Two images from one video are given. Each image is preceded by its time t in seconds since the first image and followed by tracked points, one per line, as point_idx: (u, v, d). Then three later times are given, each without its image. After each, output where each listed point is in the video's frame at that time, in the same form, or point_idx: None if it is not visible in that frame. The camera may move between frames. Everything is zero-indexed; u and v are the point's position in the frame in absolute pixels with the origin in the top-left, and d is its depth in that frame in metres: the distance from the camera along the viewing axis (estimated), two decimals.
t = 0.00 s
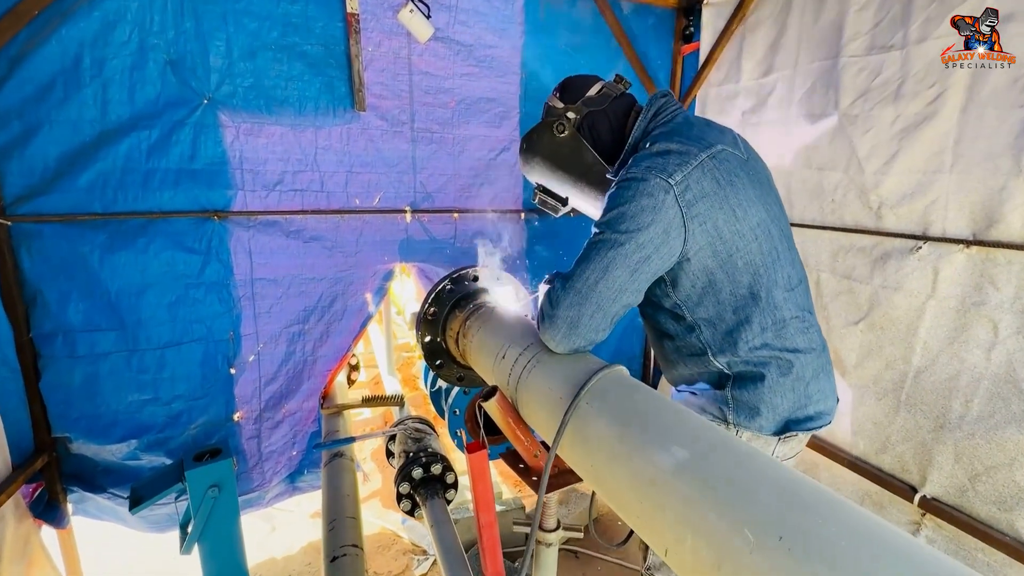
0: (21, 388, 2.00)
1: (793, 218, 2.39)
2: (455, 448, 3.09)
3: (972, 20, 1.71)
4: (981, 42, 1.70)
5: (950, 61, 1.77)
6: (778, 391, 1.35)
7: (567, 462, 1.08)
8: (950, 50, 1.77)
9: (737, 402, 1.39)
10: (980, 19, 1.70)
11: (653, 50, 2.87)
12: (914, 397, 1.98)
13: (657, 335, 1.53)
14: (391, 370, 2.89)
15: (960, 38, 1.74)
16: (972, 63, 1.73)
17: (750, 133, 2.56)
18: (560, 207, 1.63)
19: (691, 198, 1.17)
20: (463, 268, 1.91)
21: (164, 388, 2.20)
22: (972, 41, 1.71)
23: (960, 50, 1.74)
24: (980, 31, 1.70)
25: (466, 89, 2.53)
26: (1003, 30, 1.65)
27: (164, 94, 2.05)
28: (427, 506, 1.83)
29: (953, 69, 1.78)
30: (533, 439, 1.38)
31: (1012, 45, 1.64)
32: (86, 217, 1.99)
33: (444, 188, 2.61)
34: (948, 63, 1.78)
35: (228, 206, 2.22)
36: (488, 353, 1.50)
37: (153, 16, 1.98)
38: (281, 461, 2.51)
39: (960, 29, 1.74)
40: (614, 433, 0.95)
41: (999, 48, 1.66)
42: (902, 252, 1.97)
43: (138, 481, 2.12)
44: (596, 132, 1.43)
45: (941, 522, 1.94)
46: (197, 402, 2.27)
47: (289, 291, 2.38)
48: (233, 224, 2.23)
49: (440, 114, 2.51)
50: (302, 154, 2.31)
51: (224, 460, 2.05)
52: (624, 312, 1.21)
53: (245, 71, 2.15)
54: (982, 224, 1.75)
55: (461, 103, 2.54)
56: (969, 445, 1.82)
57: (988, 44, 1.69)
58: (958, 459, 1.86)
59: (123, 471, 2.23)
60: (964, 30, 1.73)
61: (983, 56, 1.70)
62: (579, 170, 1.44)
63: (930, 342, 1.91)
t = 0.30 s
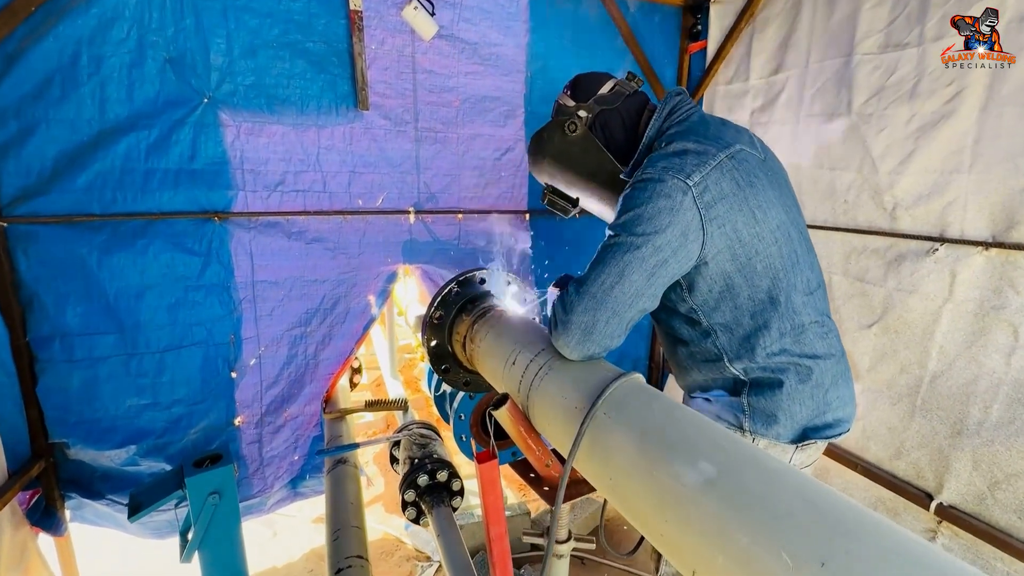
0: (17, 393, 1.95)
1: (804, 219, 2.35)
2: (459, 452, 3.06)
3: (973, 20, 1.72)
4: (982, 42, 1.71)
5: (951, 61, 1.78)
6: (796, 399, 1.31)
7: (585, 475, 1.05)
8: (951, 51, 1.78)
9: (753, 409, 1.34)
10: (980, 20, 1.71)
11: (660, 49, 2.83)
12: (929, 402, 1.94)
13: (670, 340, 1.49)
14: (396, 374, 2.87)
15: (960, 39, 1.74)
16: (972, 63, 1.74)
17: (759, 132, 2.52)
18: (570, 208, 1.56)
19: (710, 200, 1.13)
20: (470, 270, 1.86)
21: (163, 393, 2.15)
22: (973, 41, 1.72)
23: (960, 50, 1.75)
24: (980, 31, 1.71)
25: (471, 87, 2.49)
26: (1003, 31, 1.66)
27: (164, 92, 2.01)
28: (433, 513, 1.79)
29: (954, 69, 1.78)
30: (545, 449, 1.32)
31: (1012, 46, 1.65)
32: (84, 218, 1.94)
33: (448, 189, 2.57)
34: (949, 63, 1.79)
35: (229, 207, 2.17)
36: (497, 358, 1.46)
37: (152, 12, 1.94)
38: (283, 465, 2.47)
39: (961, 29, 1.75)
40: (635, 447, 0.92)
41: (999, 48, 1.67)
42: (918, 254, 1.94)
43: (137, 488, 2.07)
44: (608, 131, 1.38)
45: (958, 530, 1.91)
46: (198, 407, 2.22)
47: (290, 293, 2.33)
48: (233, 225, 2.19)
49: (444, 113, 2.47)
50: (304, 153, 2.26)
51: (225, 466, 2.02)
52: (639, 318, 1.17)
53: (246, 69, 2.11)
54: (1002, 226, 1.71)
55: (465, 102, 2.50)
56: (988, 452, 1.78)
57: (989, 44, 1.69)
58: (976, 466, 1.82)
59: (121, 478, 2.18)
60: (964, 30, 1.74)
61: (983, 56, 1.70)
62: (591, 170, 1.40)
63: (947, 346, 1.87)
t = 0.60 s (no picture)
0: (15, 393, 1.94)
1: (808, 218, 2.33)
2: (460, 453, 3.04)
3: (973, 20, 1.72)
4: (982, 42, 1.70)
5: (951, 62, 1.78)
6: (802, 400, 1.29)
7: (588, 480, 1.03)
8: (951, 51, 1.78)
9: (758, 411, 1.33)
10: (980, 19, 1.71)
11: (663, 47, 2.80)
12: (935, 404, 1.92)
13: (673, 341, 1.47)
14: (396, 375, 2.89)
15: (960, 39, 1.74)
16: (971, 63, 1.73)
17: (763, 131, 2.50)
18: (573, 207, 1.56)
19: (715, 199, 1.11)
20: (471, 269, 1.84)
21: (161, 393, 2.13)
22: (973, 41, 1.72)
23: (960, 50, 1.75)
24: (981, 31, 1.70)
25: (472, 86, 2.47)
26: (1003, 30, 1.66)
27: (163, 91, 1.99)
28: (434, 515, 1.77)
29: (953, 69, 1.78)
30: (547, 450, 1.31)
31: (1012, 45, 1.64)
32: (82, 217, 1.93)
33: (450, 188, 2.55)
34: (949, 63, 1.79)
35: (229, 206, 2.16)
36: (498, 359, 1.45)
37: (151, 10, 1.93)
38: (283, 467, 2.45)
39: (961, 29, 1.75)
40: (640, 451, 0.90)
41: (999, 48, 1.66)
42: (924, 255, 1.92)
43: (136, 489, 2.06)
44: (612, 128, 1.37)
45: (964, 534, 1.88)
46: (196, 408, 2.19)
47: (291, 293, 2.32)
48: (233, 224, 2.17)
49: (445, 112, 2.45)
50: (304, 152, 2.25)
51: (225, 467, 2.01)
52: (643, 318, 1.15)
53: (245, 67, 2.10)
54: (1010, 226, 1.69)
55: (467, 101, 2.48)
56: (994, 455, 1.76)
57: (989, 44, 1.69)
58: (983, 469, 1.80)
59: (120, 479, 2.16)
60: (964, 30, 1.73)
61: (983, 56, 1.70)
62: (595, 168, 1.38)
63: (953, 348, 1.85)
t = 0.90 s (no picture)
0: (14, 393, 1.94)
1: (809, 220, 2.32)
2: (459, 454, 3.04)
3: (973, 20, 1.71)
4: (982, 42, 1.70)
5: (951, 61, 1.77)
6: (801, 404, 1.28)
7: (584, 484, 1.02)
8: (951, 51, 1.77)
9: (757, 414, 1.32)
10: (980, 19, 1.70)
11: (664, 47, 2.79)
12: (937, 407, 1.90)
13: (672, 344, 1.46)
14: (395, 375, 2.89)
15: (960, 39, 1.74)
16: (971, 63, 1.73)
17: (764, 131, 2.49)
18: (569, 207, 1.55)
19: (714, 201, 1.10)
20: (470, 271, 1.83)
21: (158, 394, 2.12)
22: (973, 41, 1.72)
23: (960, 50, 1.74)
24: (981, 31, 1.70)
25: (472, 86, 2.46)
26: (1003, 30, 1.65)
27: (161, 91, 1.99)
28: (431, 517, 1.77)
29: (954, 69, 1.77)
30: (544, 454, 1.29)
31: (1012, 45, 1.63)
32: (81, 217, 1.93)
33: (449, 188, 2.54)
34: (949, 63, 1.78)
35: (227, 206, 2.15)
36: (495, 361, 1.44)
37: (149, 9, 1.92)
38: (281, 469, 2.43)
39: (961, 29, 1.74)
40: (636, 457, 0.89)
41: (999, 48, 1.66)
42: (926, 257, 1.90)
43: (134, 490, 2.06)
44: (610, 129, 1.36)
45: (965, 539, 1.87)
46: (194, 409, 2.18)
47: (290, 294, 2.31)
48: (232, 224, 2.17)
49: (445, 112, 2.44)
50: (303, 152, 2.24)
51: (223, 467, 2.01)
52: (641, 321, 1.14)
53: (244, 67, 2.09)
54: (1013, 228, 1.67)
55: (466, 101, 2.47)
56: (996, 459, 1.75)
57: (989, 44, 1.68)
58: (984, 473, 1.79)
59: (118, 479, 2.16)
60: (964, 30, 1.73)
61: (983, 56, 1.69)
62: (591, 169, 1.37)
63: (955, 351, 1.84)
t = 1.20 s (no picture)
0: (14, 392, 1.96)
1: (809, 222, 2.31)
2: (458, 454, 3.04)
3: (973, 20, 1.70)
4: (982, 42, 1.69)
5: (951, 61, 1.76)
6: (796, 409, 1.28)
7: (574, 489, 1.02)
8: (951, 50, 1.76)
9: (752, 418, 1.31)
10: (980, 20, 1.69)
11: (665, 47, 2.78)
12: (936, 411, 1.89)
13: (667, 347, 1.45)
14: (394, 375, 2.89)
15: (960, 39, 1.72)
16: (972, 63, 1.71)
17: (765, 133, 2.48)
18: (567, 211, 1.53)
19: (708, 205, 1.09)
20: (467, 273, 1.83)
21: (156, 395, 2.13)
22: (973, 41, 1.70)
23: (960, 50, 1.73)
24: (980, 31, 1.69)
25: (471, 86, 2.46)
26: (1003, 30, 1.64)
27: (160, 91, 1.99)
28: (426, 519, 1.77)
29: (954, 69, 1.76)
30: (538, 457, 1.29)
31: (1013, 45, 1.62)
32: (80, 218, 1.94)
33: (449, 189, 2.54)
34: (949, 63, 1.77)
35: (226, 207, 2.16)
36: (490, 364, 1.44)
37: (149, 11, 1.93)
38: (279, 470, 2.44)
39: (961, 29, 1.73)
40: (626, 463, 0.89)
41: (999, 48, 1.65)
42: (926, 260, 1.89)
43: (132, 489, 2.07)
44: (605, 132, 1.35)
45: (964, 544, 1.86)
46: (191, 410, 2.19)
47: (289, 295, 2.31)
48: (231, 225, 2.17)
49: (444, 112, 2.44)
50: (302, 153, 2.24)
51: (221, 467, 2.02)
52: (634, 326, 1.14)
53: (243, 68, 2.09)
54: (1014, 231, 1.66)
55: (466, 102, 2.47)
56: (996, 464, 1.73)
57: (989, 44, 1.67)
58: (984, 479, 1.77)
59: (116, 478, 2.17)
60: (964, 30, 1.72)
61: (983, 56, 1.68)
62: (588, 172, 1.36)
63: (955, 355, 1.82)
